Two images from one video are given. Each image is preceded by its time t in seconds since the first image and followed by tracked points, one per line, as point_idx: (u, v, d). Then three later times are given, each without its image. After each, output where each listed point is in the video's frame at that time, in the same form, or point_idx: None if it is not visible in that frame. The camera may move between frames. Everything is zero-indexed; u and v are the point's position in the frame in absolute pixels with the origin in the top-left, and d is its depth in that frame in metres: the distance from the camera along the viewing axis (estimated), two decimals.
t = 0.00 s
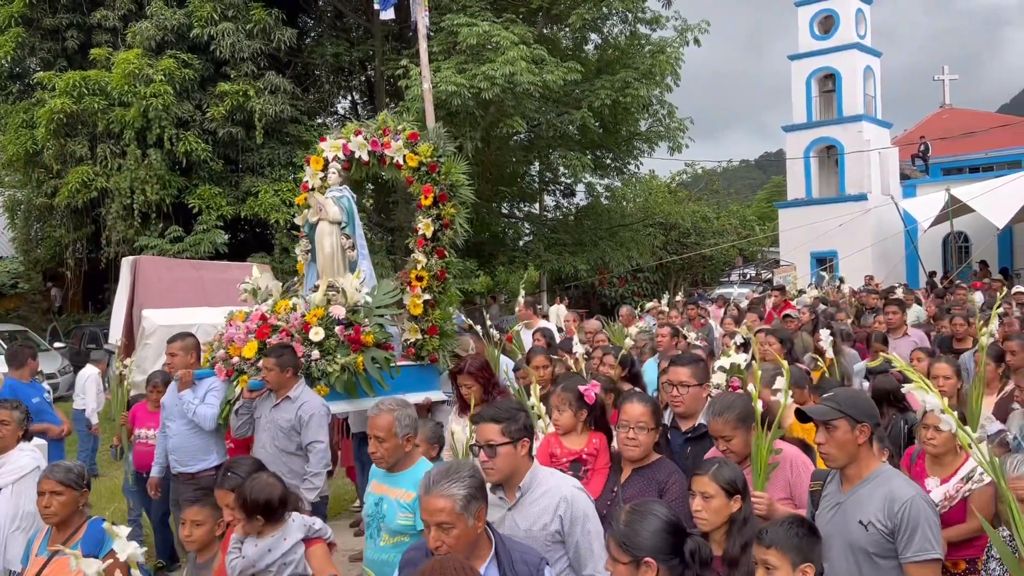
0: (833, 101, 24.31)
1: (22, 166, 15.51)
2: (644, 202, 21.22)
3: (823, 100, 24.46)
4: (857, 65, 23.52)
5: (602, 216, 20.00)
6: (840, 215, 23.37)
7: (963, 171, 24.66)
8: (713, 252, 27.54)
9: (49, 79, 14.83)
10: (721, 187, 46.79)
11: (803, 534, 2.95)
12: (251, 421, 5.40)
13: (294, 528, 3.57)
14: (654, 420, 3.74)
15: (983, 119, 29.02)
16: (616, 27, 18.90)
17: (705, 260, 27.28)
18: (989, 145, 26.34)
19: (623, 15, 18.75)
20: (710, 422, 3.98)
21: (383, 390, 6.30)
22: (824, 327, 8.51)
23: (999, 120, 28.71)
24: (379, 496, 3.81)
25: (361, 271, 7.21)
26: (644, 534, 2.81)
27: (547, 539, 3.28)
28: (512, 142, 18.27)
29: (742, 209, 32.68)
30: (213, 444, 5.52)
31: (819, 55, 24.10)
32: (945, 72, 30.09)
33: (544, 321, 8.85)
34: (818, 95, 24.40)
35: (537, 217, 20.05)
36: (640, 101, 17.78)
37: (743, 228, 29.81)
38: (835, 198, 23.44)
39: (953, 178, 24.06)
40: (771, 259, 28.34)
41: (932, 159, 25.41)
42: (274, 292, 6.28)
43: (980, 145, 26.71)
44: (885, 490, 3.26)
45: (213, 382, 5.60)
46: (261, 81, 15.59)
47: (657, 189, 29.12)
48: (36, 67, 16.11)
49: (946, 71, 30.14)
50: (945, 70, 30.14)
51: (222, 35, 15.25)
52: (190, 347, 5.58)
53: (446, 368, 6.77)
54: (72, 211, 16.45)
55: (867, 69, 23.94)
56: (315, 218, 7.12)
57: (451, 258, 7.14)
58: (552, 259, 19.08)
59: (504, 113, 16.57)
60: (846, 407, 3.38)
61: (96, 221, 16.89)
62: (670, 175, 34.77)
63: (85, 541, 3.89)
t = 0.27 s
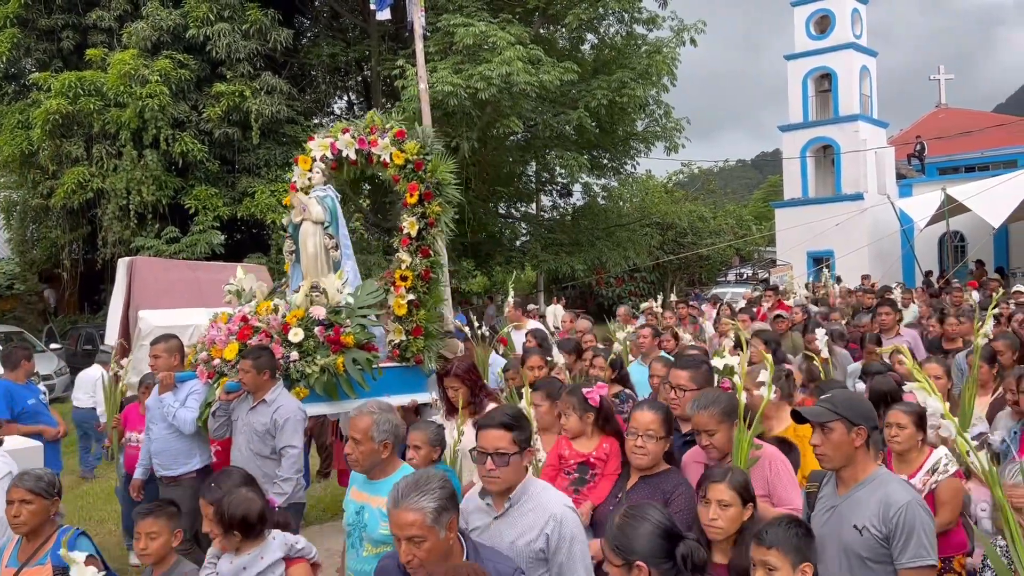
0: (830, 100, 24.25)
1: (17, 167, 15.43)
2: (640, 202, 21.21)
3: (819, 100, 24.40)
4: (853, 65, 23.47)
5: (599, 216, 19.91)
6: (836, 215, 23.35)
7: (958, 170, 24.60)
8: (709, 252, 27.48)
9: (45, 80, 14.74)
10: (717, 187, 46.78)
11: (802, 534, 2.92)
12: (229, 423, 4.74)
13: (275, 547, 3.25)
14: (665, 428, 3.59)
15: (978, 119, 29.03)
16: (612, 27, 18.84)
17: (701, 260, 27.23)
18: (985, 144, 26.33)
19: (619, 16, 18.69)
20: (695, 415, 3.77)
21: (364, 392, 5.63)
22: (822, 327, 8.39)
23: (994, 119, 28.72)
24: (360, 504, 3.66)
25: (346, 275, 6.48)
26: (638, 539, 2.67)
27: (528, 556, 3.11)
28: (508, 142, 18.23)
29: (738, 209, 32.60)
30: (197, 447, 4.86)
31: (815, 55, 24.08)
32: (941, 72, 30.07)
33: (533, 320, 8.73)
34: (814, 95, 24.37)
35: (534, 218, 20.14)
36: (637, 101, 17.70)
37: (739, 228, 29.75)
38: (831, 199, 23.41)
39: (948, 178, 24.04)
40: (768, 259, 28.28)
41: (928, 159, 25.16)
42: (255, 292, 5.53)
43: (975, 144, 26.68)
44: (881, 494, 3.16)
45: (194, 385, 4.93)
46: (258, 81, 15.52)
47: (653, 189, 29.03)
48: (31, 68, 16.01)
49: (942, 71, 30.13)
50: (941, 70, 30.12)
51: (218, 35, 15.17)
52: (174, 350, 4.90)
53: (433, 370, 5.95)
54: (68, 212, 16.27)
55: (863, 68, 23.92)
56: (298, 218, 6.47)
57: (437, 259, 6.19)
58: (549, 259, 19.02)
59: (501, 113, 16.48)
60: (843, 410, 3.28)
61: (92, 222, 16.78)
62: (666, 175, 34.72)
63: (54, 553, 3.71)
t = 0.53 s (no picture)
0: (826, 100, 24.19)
1: (13, 168, 15.36)
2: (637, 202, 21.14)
3: (815, 100, 24.35)
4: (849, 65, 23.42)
5: (596, 215, 19.81)
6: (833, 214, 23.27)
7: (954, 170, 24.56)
8: (706, 252, 27.42)
9: (40, 80, 14.64)
10: (715, 186, 46.71)
11: (806, 535, 2.88)
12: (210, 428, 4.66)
13: (256, 558, 3.18)
14: (665, 432, 3.51)
15: (974, 119, 28.99)
16: (609, 27, 18.74)
17: (698, 260, 27.17)
18: (981, 143, 26.30)
19: (616, 16, 18.56)
20: (686, 407, 3.67)
21: (349, 395, 5.49)
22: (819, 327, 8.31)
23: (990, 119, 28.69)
24: (340, 512, 3.60)
25: (332, 275, 6.39)
26: (638, 539, 2.64)
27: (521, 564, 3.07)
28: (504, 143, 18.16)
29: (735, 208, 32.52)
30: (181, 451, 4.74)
31: (811, 55, 24.02)
32: (938, 71, 30.01)
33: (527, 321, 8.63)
34: (810, 94, 24.31)
35: (531, 217, 20.00)
36: (634, 101, 17.60)
37: (736, 227, 29.69)
38: (826, 199, 23.34)
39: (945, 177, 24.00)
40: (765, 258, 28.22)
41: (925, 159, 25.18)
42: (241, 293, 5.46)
43: (972, 144, 26.64)
44: (887, 503, 3.07)
45: (178, 389, 4.87)
46: (254, 81, 15.40)
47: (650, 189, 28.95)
48: (27, 68, 15.89)
49: (939, 70, 30.07)
50: (938, 70, 30.06)
51: (214, 35, 15.06)
52: (156, 353, 4.99)
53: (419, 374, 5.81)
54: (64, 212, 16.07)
55: (859, 68, 23.87)
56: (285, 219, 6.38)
57: (424, 259, 6.09)
58: (546, 259, 18.89)
59: (497, 113, 16.38)
60: (857, 414, 3.18)
61: (88, 222, 16.62)
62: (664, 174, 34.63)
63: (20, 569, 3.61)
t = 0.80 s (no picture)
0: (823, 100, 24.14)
1: (10, 168, 15.29)
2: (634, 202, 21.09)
3: (812, 100, 24.30)
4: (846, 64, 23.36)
5: (593, 215, 19.78)
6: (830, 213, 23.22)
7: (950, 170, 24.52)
8: (704, 252, 27.36)
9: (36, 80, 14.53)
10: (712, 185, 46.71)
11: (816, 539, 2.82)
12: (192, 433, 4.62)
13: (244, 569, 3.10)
14: (658, 432, 3.43)
15: (970, 118, 28.98)
16: (606, 27, 18.66)
17: (695, 259, 27.11)
18: (978, 143, 26.28)
19: (613, 15, 18.49)
20: (687, 403, 3.63)
21: (339, 397, 5.40)
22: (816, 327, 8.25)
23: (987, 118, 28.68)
24: (313, 519, 3.52)
25: (320, 276, 6.26)
26: (629, 540, 2.64)
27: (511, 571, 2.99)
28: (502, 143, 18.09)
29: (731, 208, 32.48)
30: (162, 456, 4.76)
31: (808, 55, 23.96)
32: (934, 71, 29.99)
33: (523, 321, 8.55)
34: (807, 94, 24.26)
35: (529, 217, 19.91)
36: (630, 101, 17.55)
37: (733, 227, 29.64)
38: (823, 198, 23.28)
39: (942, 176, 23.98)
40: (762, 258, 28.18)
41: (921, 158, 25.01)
42: (225, 293, 5.29)
43: (968, 143, 26.62)
44: (896, 513, 2.99)
45: (162, 392, 4.84)
46: (251, 82, 15.24)
47: (647, 189, 28.90)
48: (23, 68, 15.79)
49: (935, 69, 30.05)
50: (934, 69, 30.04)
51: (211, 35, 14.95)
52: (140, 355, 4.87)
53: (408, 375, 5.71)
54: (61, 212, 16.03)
55: (856, 68, 23.81)
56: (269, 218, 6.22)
57: (413, 258, 6.00)
58: (543, 259, 18.73)
59: (494, 113, 16.32)
60: (871, 419, 3.10)
61: (85, 222, 16.50)
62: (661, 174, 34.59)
63: None
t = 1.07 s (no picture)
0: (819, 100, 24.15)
1: (5, 168, 15.23)
2: (631, 202, 21.09)
3: (808, 100, 24.30)
4: (842, 64, 23.38)
5: (590, 215, 19.73)
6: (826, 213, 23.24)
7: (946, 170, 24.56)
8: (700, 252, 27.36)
9: (32, 81, 14.48)
10: (708, 184, 46.73)
11: (826, 542, 2.79)
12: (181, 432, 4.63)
13: None
14: (641, 431, 3.46)
15: (965, 118, 29.05)
16: (602, 27, 18.66)
17: (692, 259, 27.09)
18: (974, 142, 26.31)
19: (610, 15, 18.50)
20: (696, 402, 3.65)
21: (328, 400, 5.22)
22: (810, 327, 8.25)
23: (982, 118, 28.74)
24: (278, 519, 3.53)
25: (309, 278, 6.08)
26: (598, 540, 2.61)
27: None
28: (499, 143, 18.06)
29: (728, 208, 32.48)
30: (149, 456, 4.77)
31: (804, 55, 23.96)
32: (930, 71, 30.07)
33: (518, 321, 8.53)
34: (803, 94, 24.26)
35: (526, 216, 19.88)
36: (627, 101, 17.54)
37: (730, 227, 29.65)
38: (820, 198, 23.29)
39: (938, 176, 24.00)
40: (759, 258, 28.20)
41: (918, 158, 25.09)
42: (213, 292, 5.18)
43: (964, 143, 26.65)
44: (898, 518, 2.98)
45: (147, 392, 4.83)
46: (247, 82, 15.19)
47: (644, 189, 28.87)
48: (19, 69, 15.72)
49: (931, 70, 30.12)
50: (930, 69, 30.11)
51: (207, 35, 14.91)
52: (125, 355, 4.91)
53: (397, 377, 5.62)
54: (57, 213, 15.94)
55: (852, 68, 23.82)
56: (257, 217, 6.08)
57: (404, 259, 5.96)
58: (540, 259, 18.72)
59: (491, 113, 16.32)
60: (877, 423, 3.10)
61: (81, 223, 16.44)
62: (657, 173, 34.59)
63: None
